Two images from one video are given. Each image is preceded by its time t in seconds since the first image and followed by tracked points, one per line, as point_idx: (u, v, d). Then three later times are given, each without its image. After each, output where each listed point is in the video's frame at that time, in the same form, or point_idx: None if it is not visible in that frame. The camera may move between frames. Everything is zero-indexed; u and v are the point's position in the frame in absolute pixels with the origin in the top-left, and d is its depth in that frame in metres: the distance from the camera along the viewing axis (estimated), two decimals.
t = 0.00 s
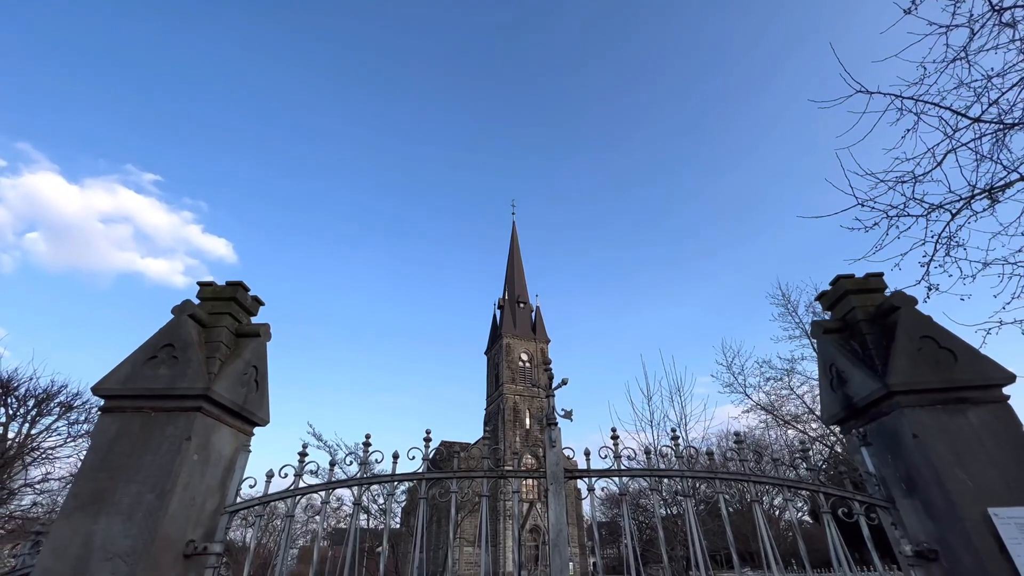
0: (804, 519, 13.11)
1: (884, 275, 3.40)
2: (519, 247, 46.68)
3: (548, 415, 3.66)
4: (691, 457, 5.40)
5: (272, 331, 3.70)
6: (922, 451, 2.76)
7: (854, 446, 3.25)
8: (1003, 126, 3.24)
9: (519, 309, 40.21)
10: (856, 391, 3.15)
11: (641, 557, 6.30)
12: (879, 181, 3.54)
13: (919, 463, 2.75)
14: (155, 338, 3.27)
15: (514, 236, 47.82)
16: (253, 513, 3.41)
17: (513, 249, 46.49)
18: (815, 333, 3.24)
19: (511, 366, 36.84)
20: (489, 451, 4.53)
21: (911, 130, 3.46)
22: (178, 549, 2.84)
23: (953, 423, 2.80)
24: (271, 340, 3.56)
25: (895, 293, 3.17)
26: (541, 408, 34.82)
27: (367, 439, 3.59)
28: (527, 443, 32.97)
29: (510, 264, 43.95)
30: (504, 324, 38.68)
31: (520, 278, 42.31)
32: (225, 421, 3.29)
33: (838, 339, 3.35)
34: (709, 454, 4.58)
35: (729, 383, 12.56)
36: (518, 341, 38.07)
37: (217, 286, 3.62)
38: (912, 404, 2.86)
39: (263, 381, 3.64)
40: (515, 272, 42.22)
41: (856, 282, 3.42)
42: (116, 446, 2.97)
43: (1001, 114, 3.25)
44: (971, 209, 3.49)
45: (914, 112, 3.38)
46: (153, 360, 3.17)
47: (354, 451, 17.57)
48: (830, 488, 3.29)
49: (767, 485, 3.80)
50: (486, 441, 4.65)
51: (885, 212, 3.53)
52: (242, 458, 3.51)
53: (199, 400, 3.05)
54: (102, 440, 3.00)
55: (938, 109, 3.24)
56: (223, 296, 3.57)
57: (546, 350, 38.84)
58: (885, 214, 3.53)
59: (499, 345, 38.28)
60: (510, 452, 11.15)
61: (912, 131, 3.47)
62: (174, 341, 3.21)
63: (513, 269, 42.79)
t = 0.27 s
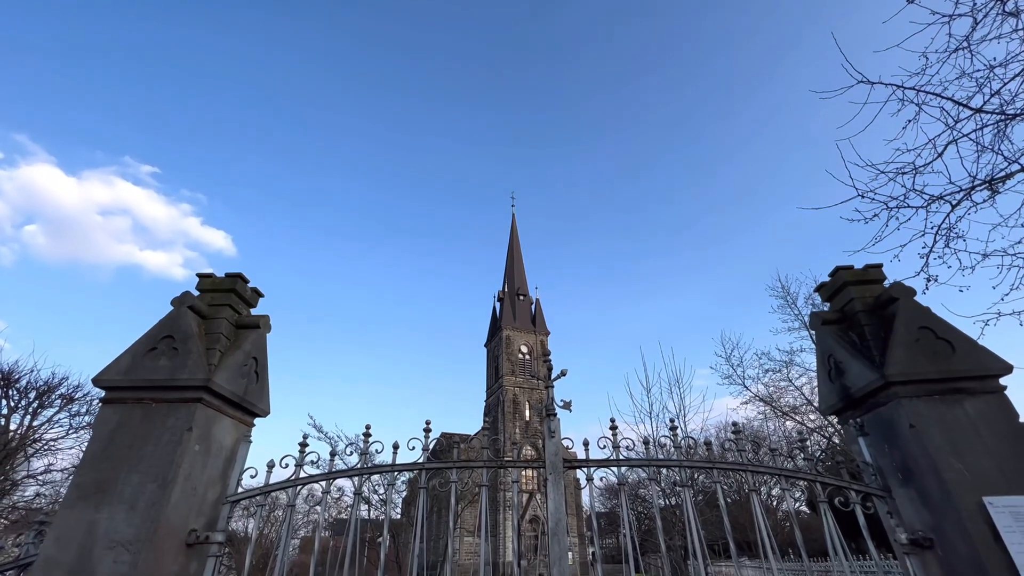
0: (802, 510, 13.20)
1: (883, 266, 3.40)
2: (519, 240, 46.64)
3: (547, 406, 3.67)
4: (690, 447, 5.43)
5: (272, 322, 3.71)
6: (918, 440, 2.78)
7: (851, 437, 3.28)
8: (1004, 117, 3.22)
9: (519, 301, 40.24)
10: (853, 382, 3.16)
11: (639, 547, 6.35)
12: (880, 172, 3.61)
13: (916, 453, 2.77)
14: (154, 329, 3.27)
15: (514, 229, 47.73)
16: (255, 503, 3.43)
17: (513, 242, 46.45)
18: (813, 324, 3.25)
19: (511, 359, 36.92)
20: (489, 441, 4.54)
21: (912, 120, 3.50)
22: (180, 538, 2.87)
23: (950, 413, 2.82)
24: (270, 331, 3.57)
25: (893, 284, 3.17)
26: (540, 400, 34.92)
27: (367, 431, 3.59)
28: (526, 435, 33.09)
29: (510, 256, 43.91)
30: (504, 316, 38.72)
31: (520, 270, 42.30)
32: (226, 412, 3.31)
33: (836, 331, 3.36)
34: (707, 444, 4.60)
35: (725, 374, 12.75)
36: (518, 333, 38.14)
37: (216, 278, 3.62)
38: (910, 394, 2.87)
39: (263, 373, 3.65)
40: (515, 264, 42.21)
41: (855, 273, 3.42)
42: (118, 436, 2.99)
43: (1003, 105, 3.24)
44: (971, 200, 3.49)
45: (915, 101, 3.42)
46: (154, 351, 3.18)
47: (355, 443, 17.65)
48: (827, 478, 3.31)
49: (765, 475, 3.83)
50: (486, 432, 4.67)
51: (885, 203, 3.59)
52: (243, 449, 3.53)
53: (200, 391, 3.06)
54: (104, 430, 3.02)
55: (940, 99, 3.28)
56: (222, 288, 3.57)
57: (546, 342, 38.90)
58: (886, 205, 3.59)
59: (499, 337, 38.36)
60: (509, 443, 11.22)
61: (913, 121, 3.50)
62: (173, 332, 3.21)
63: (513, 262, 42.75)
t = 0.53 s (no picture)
0: (799, 500, 13.33)
1: (882, 258, 3.41)
2: (519, 232, 46.61)
3: (546, 397, 3.68)
4: (689, 438, 5.46)
5: (271, 314, 3.71)
6: (915, 430, 2.79)
7: (848, 427, 3.29)
8: (1005, 107, 3.21)
9: (519, 294, 40.28)
10: (851, 372, 3.17)
11: (638, 537, 6.41)
12: (880, 164, 3.69)
13: (912, 443, 2.79)
14: (154, 321, 3.28)
15: (513, 221, 47.68)
16: (255, 493, 3.45)
17: (513, 234, 46.42)
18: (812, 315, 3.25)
19: (511, 351, 37.04)
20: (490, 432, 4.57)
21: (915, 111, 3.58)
22: (182, 527, 2.89)
23: (947, 403, 2.83)
24: (270, 323, 3.57)
25: (892, 275, 3.17)
26: (540, 392, 35.08)
27: (367, 421, 3.60)
28: (527, 426, 33.26)
29: (510, 248, 43.89)
30: (504, 308, 38.80)
31: (520, 262, 42.30)
32: (226, 402, 3.32)
33: (835, 322, 3.37)
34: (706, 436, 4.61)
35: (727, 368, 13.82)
36: (518, 326, 38.23)
37: (215, 269, 3.62)
38: (907, 385, 2.88)
39: (263, 364, 3.66)
40: (515, 256, 42.22)
41: (854, 264, 3.42)
42: (119, 426, 3.01)
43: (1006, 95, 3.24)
44: (969, 191, 3.50)
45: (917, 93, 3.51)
46: (153, 343, 3.18)
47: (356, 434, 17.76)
48: (824, 467, 3.33)
49: (763, 465, 3.84)
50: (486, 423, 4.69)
51: (885, 194, 3.67)
52: (244, 439, 3.54)
53: (200, 382, 3.07)
54: (105, 422, 3.03)
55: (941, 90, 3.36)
56: (221, 280, 3.57)
57: (546, 335, 39.00)
58: (885, 196, 3.67)
59: (499, 329, 38.44)
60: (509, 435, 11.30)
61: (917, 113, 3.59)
62: (173, 324, 3.22)
63: (513, 254, 42.74)
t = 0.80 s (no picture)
0: (797, 490, 13.42)
1: (882, 249, 3.40)
2: (519, 224, 46.54)
3: (545, 388, 3.70)
4: (688, 429, 5.48)
5: (271, 306, 3.71)
6: (912, 420, 2.80)
7: (846, 417, 3.31)
8: (1007, 98, 3.19)
9: (519, 286, 40.29)
10: (849, 363, 3.18)
11: (636, 527, 6.46)
12: (881, 154, 3.65)
13: (909, 433, 2.80)
14: (154, 313, 3.28)
15: (513, 213, 47.59)
16: (257, 484, 3.47)
17: (512, 226, 46.35)
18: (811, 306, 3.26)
19: (511, 343, 37.12)
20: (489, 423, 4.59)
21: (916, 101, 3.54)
22: (184, 517, 2.92)
23: (943, 393, 2.84)
24: (269, 315, 3.58)
25: (892, 266, 3.17)
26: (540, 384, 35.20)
27: (367, 412, 3.61)
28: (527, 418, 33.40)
29: (510, 240, 43.84)
30: (504, 300, 38.83)
31: (520, 254, 42.27)
32: (227, 394, 3.33)
33: (833, 313, 3.37)
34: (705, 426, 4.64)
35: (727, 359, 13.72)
36: (518, 318, 38.28)
37: (214, 262, 3.62)
38: (905, 376, 2.89)
39: (263, 356, 3.67)
40: (515, 248, 42.18)
41: (853, 255, 3.42)
42: (120, 418, 3.02)
43: (1008, 84, 3.22)
44: (969, 182, 3.49)
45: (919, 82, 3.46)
46: (153, 335, 3.19)
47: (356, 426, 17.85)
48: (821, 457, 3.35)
49: (761, 455, 3.87)
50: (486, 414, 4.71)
51: (885, 186, 3.64)
52: (244, 430, 3.56)
53: (200, 373, 3.08)
54: (106, 413, 3.04)
55: (943, 79, 3.31)
56: (220, 272, 3.57)
57: (546, 327, 39.06)
58: (886, 187, 3.64)
59: (499, 321, 38.49)
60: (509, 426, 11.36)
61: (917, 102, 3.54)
62: (172, 316, 3.22)
63: (513, 246, 42.69)
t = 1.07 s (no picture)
0: (795, 480, 13.50)
1: (882, 240, 3.40)
2: (519, 216, 46.44)
3: (544, 379, 3.70)
4: (687, 419, 5.50)
5: (270, 298, 3.71)
6: (910, 410, 2.81)
7: (843, 408, 3.32)
8: (1010, 87, 3.17)
9: (519, 278, 40.27)
10: (848, 353, 3.19)
11: (635, 517, 6.50)
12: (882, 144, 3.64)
13: (906, 423, 2.81)
14: (153, 305, 3.28)
15: (513, 205, 47.46)
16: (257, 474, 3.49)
17: (512, 217, 46.25)
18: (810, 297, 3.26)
19: (511, 335, 37.17)
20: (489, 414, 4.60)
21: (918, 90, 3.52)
22: (186, 507, 2.93)
23: (941, 383, 2.85)
24: (268, 307, 3.58)
25: (891, 257, 3.17)
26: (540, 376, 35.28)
27: (367, 403, 3.62)
28: (527, 409, 33.51)
29: (510, 232, 43.77)
30: (504, 293, 38.84)
31: (520, 246, 42.21)
32: (227, 385, 3.34)
33: (833, 303, 3.37)
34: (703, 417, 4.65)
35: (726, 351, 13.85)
36: (518, 310, 38.31)
37: (213, 253, 3.62)
38: (903, 366, 2.90)
39: (262, 347, 3.68)
40: (515, 240, 42.12)
41: (853, 246, 3.42)
42: (121, 409, 3.03)
43: (1011, 73, 3.20)
44: (970, 173, 3.48)
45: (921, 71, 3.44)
46: (153, 326, 3.19)
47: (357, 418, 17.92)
48: (818, 447, 3.36)
49: (759, 446, 3.88)
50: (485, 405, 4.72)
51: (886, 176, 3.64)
52: (245, 421, 3.58)
53: (200, 365, 3.09)
54: (107, 405, 3.05)
55: (946, 68, 3.30)
56: (219, 264, 3.57)
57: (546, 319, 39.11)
58: (886, 177, 3.64)
59: (499, 314, 38.53)
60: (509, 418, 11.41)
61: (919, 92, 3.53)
62: (171, 307, 3.22)
63: (513, 238, 42.62)
